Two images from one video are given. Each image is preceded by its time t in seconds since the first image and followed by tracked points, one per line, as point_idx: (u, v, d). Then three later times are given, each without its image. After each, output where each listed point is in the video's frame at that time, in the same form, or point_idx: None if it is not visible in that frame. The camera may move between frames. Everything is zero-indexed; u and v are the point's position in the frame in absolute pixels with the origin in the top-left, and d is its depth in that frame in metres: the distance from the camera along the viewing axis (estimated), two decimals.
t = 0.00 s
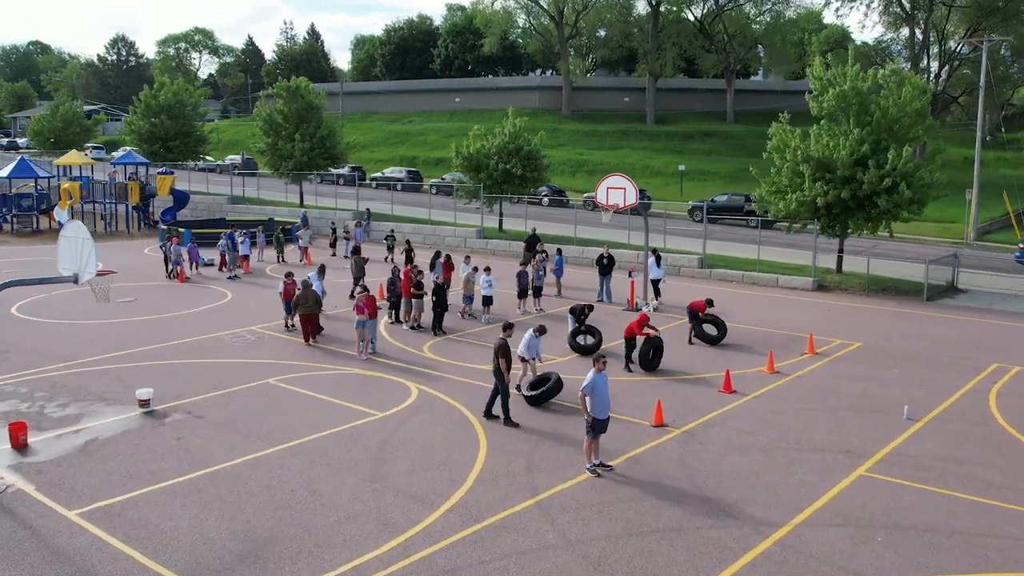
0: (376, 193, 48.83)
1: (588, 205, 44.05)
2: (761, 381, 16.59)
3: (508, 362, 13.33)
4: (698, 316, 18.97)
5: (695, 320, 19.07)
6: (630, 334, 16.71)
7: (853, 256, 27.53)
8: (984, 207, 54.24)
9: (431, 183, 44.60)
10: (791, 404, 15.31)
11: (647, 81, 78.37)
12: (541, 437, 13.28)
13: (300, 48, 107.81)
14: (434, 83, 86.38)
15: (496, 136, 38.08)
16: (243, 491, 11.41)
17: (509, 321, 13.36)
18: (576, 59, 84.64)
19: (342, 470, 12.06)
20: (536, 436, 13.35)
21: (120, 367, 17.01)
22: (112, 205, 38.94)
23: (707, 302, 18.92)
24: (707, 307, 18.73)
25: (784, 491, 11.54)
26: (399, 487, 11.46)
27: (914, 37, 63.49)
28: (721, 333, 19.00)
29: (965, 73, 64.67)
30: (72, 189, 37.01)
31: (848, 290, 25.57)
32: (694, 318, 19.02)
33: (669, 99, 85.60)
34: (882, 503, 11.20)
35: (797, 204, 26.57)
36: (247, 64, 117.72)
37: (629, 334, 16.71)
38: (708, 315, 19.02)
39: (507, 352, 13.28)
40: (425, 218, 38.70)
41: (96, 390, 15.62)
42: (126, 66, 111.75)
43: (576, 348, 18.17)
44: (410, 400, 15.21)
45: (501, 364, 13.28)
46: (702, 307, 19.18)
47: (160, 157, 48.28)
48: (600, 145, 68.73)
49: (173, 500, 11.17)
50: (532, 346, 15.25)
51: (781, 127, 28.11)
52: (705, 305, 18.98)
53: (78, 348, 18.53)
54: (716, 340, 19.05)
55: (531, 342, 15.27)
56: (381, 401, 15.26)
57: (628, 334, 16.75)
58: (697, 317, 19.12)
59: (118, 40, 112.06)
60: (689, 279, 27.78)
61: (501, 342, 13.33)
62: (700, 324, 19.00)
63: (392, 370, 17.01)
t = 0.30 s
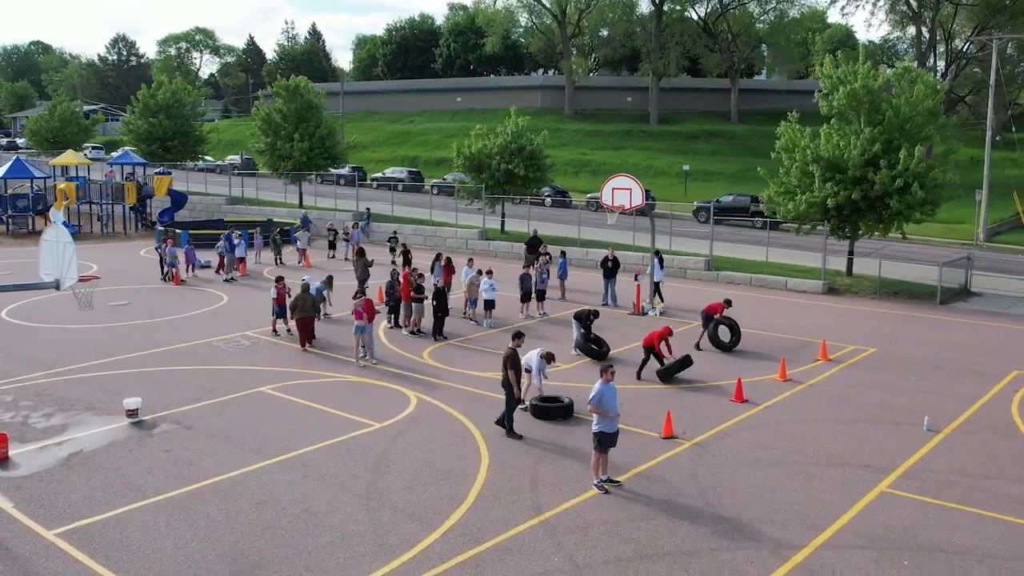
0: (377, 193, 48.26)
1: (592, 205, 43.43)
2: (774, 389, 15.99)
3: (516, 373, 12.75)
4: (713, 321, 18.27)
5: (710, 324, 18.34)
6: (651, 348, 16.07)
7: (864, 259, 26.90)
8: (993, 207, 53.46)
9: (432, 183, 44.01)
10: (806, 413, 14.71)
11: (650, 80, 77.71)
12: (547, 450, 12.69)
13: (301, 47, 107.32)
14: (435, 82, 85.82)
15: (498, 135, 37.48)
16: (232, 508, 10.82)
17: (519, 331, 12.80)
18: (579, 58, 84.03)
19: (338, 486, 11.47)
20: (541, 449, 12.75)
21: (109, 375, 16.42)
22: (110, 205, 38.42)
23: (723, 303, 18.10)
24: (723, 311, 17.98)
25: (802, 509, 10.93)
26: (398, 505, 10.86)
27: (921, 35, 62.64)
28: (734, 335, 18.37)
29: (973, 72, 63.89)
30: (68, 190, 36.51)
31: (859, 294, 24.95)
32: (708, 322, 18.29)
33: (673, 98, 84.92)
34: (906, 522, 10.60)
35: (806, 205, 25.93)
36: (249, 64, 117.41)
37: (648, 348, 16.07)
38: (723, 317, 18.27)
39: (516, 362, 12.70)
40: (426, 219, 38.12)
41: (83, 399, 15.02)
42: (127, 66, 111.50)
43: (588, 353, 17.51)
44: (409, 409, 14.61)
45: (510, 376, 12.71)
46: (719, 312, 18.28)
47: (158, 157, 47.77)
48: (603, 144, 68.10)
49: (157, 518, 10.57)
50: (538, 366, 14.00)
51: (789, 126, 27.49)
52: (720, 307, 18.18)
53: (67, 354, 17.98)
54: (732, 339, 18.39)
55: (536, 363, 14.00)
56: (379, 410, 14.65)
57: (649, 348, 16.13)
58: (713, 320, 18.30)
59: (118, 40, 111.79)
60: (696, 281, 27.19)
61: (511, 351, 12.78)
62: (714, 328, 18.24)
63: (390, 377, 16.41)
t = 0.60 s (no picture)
0: (378, 194, 47.69)
1: (596, 206, 42.83)
2: (788, 398, 15.39)
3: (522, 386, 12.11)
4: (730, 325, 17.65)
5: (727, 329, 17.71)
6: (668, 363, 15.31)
7: (875, 261, 26.29)
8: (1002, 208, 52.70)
9: (434, 184, 43.41)
10: (821, 424, 14.09)
11: (654, 80, 77.05)
12: (552, 464, 12.08)
13: (302, 47, 106.81)
14: (437, 82, 85.27)
15: (500, 135, 36.89)
16: (220, 529, 10.21)
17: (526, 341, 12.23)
18: (582, 57, 83.42)
19: (333, 503, 10.88)
20: (545, 463, 12.15)
21: (98, 382, 15.82)
22: (106, 206, 37.88)
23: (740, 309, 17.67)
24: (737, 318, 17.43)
25: (822, 529, 10.31)
26: (395, 524, 10.26)
27: (928, 34, 61.86)
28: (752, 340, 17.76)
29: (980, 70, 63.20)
30: (64, 190, 35.96)
31: (871, 297, 24.33)
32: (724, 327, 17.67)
33: (676, 98, 84.26)
34: (934, 545, 9.97)
35: (817, 205, 25.31)
36: (250, 64, 117.00)
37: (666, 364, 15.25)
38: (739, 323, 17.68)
39: (521, 374, 12.06)
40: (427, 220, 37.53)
41: (69, 407, 14.44)
42: (127, 65, 111.19)
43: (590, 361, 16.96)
44: (408, 420, 13.99)
45: (516, 389, 12.08)
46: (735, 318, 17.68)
47: (157, 157, 47.23)
48: (606, 144, 67.47)
49: (140, 539, 9.98)
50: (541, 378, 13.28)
51: (799, 125, 26.88)
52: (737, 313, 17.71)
53: (55, 360, 17.40)
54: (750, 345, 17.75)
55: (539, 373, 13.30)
56: (377, 421, 14.05)
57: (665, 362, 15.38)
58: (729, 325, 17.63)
59: (119, 40, 111.44)
60: (703, 284, 26.58)
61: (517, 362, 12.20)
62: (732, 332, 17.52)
63: (389, 385, 15.83)
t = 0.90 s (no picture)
0: (380, 194, 47.18)
1: (600, 206, 42.24)
2: (803, 408, 14.78)
3: (527, 397, 11.39)
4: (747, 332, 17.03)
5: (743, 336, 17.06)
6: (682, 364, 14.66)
7: (888, 264, 25.68)
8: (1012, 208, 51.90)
9: (436, 184, 42.87)
10: (839, 437, 13.47)
11: (658, 79, 76.38)
12: (556, 481, 11.48)
13: (305, 47, 106.33)
14: (440, 82, 84.69)
15: (503, 135, 36.29)
16: (207, 551, 9.61)
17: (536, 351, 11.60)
18: (586, 56, 82.76)
19: (328, 522, 10.29)
20: (551, 478, 11.54)
21: (86, 390, 15.25)
22: (104, 206, 37.37)
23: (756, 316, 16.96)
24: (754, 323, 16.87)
25: (845, 553, 9.69)
26: (393, 546, 9.68)
27: (936, 33, 61.03)
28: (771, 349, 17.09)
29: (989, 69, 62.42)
30: (60, 191, 35.43)
31: (884, 301, 23.73)
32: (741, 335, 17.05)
33: (681, 97, 83.58)
34: (966, 570, 9.34)
35: (828, 207, 24.71)
36: (252, 64, 116.73)
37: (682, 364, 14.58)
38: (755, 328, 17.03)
39: (530, 386, 11.35)
40: (429, 221, 36.96)
41: (55, 417, 13.87)
42: (129, 65, 110.92)
43: (592, 366, 16.42)
44: (407, 432, 13.41)
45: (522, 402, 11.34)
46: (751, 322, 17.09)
47: (156, 157, 46.71)
48: (610, 144, 66.85)
49: (121, 562, 9.40)
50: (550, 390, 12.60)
51: (809, 124, 26.28)
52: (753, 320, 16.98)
53: (43, 366, 16.83)
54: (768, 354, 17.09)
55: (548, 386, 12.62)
56: (375, 432, 13.46)
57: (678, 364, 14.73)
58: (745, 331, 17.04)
59: (121, 39, 111.24)
60: (710, 287, 25.99)
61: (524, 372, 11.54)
62: (750, 340, 16.91)
63: (388, 393, 15.25)
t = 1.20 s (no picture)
0: (383, 195, 46.65)
1: (606, 207, 41.63)
2: (821, 419, 14.16)
3: (542, 411, 10.64)
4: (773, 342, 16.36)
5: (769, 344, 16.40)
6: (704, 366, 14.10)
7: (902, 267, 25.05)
8: None
9: (440, 185, 42.30)
10: (860, 450, 12.85)
11: (663, 79, 75.72)
12: (564, 499, 10.86)
13: (308, 46, 105.93)
14: (444, 81, 84.15)
15: (507, 134, 35.70)
16: None
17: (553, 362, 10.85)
18: (590, 56, 82.14)
19: (321, 544, 9.69)
20: (561, 495, 10.95)
21: (75, 399, 14.68)
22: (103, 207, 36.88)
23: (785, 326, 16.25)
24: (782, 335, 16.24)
25: None
26: (391, 571, 9.08)
27: (945, 31, 60.22)
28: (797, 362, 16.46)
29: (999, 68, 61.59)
30: (58, 191, 34.94)
31: (899, 305, 23.10)
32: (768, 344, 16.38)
33: (686, 97, 82.89)
34: None
35: (841, 208, 24.08)
36: (255, 64, 116.50)
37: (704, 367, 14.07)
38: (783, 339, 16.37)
39: (544, 401, 10.60)
40: (432, 222, 36.40)
41: (41, 427, 13.31)
42: (132, 65, 110.67)
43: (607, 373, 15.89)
44: (408, 444, 12.82)
45: (536, 417, 10.61)
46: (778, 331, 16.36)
47: (156, 157, 46.22)
48: (615, 144, 66.24)
49: None
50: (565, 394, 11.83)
51: (821, 123, 25.66)
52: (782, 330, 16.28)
53: (33, 373, 16.27)
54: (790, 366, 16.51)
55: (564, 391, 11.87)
56: (373, 444, 12.87)
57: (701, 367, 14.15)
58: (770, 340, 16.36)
59: (123, 39, 111.01)
60: (720, 290, 25.38)
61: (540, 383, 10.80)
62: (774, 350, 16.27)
63: (388, 402, 14.69)
